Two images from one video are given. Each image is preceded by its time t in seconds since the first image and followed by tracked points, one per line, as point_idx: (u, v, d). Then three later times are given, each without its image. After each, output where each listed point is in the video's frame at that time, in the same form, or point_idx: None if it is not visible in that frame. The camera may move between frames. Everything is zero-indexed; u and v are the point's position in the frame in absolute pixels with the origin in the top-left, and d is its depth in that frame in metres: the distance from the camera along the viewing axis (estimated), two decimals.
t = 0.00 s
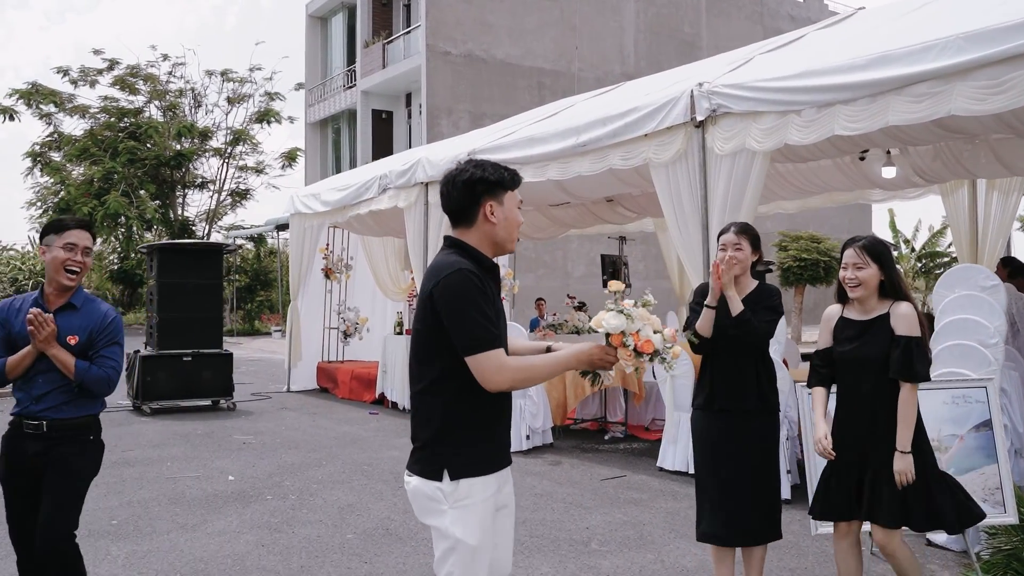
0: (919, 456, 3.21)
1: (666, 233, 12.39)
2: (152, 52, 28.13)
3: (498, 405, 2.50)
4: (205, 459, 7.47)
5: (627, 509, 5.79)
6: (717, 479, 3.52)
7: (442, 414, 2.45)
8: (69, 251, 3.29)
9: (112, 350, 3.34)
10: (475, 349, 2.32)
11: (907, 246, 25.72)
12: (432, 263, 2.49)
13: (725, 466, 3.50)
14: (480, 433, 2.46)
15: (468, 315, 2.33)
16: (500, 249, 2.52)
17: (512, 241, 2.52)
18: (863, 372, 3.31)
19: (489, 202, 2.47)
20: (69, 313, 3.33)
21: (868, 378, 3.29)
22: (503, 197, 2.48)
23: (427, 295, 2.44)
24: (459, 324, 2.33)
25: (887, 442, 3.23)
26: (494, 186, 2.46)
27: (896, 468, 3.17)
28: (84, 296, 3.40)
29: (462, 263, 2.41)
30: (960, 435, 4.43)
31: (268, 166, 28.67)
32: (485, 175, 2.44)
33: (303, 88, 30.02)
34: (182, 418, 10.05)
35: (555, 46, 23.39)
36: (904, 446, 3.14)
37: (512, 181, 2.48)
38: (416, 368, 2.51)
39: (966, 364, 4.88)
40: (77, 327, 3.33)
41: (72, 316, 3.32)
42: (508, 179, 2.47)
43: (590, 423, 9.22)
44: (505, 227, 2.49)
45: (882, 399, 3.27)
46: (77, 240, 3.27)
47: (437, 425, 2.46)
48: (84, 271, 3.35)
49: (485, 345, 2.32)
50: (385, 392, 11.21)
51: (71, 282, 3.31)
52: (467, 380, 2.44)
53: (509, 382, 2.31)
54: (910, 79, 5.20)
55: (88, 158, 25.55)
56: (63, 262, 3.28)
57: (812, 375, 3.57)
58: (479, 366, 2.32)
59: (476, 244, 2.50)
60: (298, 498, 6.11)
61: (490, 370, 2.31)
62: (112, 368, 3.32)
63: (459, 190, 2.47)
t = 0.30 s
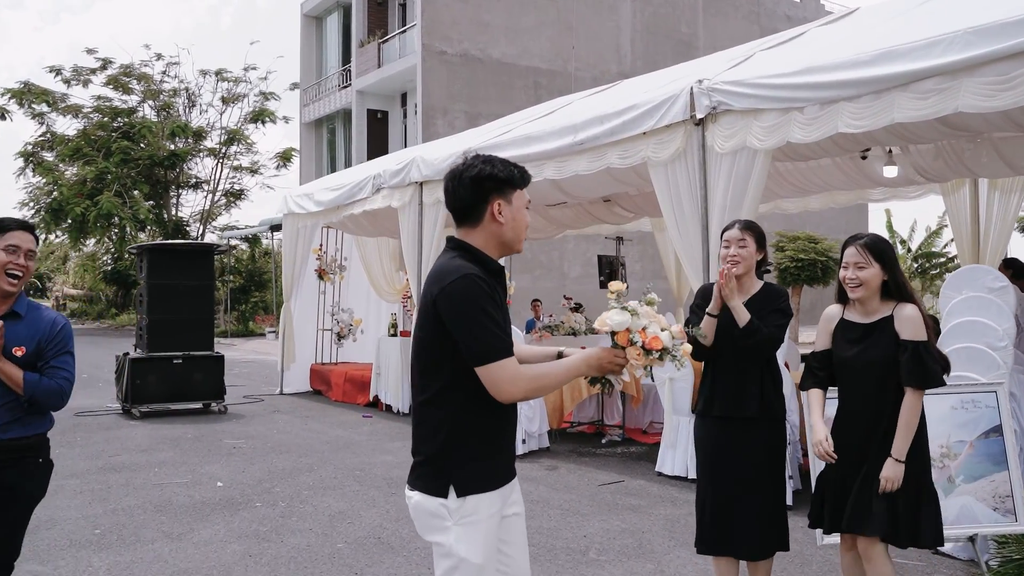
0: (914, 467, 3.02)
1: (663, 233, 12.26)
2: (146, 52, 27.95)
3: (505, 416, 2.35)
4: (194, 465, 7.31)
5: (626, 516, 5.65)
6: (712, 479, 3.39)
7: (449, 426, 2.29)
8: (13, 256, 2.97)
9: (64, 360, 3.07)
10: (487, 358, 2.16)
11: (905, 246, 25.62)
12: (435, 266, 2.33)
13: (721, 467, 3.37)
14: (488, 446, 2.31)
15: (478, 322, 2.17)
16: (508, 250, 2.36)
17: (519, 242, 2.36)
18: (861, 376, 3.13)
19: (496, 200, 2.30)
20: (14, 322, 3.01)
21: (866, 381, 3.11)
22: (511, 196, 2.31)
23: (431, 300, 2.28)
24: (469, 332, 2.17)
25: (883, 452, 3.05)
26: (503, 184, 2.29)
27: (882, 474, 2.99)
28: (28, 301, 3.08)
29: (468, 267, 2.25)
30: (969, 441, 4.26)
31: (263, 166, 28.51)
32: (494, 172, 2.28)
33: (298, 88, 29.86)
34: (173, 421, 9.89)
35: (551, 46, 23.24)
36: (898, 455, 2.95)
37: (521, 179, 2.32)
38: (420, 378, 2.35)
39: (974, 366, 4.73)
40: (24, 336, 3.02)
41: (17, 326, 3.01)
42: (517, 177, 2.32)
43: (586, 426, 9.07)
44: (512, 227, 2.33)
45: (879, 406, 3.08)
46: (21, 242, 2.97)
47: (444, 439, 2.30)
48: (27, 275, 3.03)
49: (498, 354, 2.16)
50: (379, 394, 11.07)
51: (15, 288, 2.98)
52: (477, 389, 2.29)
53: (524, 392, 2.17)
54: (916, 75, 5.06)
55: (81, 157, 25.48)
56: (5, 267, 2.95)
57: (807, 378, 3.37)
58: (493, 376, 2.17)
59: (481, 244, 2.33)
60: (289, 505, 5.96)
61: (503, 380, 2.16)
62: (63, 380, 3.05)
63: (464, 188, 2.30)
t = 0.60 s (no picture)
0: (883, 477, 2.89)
1: (629, 232, 12.15)
2: (104, 48, 27.39)
3: (491, 426, 2.19)
4: (147, 472, 7.05)
5: (592, 522, 5.51)
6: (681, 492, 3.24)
7: (432, 437, 2.13)
8: None
9: None
10: (478, 364, 2.00)
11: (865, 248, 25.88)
12: (416, 267, 2.16)
13: (691, 479, 3.22)
14: (473, 458, 2.16)
15: (463, 327, 2.01)
16: (494, 255, 2.20)
17: (506, 245, 2.21)
18: (833, 380, 3.00)
19: (483, 200, 2.15)
20: None
21: (836, 385, 2.98)
22: (499, 197, 2.16)
23: (414, 302, 2.11)
24: (459, 336, 2.01)
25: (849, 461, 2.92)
26: (491, 182, 2.14)
27: (848, 484, 2.86)
28: None
29: (454, 268, 2.09)
30: (943, 443, 4.16)
31: (225, 165, 28.09)
32: (484, 170, 2.13)
33: (261, 86, 29.46)
34: (127, 426, 9.59)
35: (517, 45, 23.10)
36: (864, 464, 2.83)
37: (512, 179, 2.18)
38: (401, 385, 2.18)
39: (945, 367, 4.65)
40: None
41: None
42: (507, 177, 2.17)
43: (550, 429, 8.92)
44: (499, 228, 2.17)
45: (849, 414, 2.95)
46: None
47: (427, 449, 2.13)
48: None
49: (488, 360, 2.01)
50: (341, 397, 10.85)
51: None
52: (465, 396, 2.12)
53: (515, 400, 2.01)
54: (888, 70, 4.96)
55: (37, 156, 24.94)
56: None
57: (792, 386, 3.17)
58: (483, 382, 2.01)
59: (466, 246, 2.17)
60: (245, 513, 5.73)
61: (493, 389, 2.01)
62: None
63: (450, 185, 2.15)
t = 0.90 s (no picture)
0: (847, 479, 2.78)
1: (576, 230, 12.06)
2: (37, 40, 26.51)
3: (475, 433, 2.10)
4: (76, 480, 6.73)
5: (539, 527, 5.37)
6: (627, 501, 3.10)
7: (412, 446, 2.03)
8: None
9: None
10: (463, 367, 1.91)
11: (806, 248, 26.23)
12: (397, 271, 2.07)
13: (639, 490, 3.07)
14: (454, 467, 2.05)
15: (448, 330, 1.92)
16: (474, 261, 2.10)
17: (489, 249, 2.10)
18: (795, 379, 2.88)
19: (464, 202, 2.05)
20: None
21: (798, 385, 2.86)
22: (482, 200, 2.06)
23: (395, 307, 2.01)
24: (441, 339, 1.92)
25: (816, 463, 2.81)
26: (475, 183, 2.04)
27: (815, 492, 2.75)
28: None
29: (435, 270, 2.01)
30: (897, 445, 4.09)
31: (164, 162, 27.41)
32: (469, 170, 2.04)
33: (201, 82, 28.80)
34: (57, 432, 9.20)
35: (463, 43, 22.89)
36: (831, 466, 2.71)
37: (497, 183, 2.08)
38: (380, 393, 2.08)
39: (898, 366, 4.61)
40: None
41: None
42: (494, 179, 2.07)
43: (498, 430, 8.76)
44: (479, 233, 2.08)
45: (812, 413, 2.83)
46: None
47: (408, 459, 2.03)
48: None
49: (472, 364, 1.91)
50: (282, 399, 10.57)
51: None
52: (450, 401, 2.03)
53: (505, 402, 1.90)
54: (840, 66, 4.89)
55: None
56: None
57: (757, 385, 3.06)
58: (467, 385, 1.91)
59: (447, 249, 2.08)
60: (178, 523, 5.48)
61: (481, 392, 1.91)
62: None
63: (432, 185, 2.06)
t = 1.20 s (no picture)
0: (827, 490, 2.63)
1: (527, 228, 11.88)
2: None
3: (472, 433, 2.09)
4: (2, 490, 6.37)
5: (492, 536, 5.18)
6: (571, 507, 2.95)
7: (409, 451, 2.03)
8: None
9: None
10: (463, 368, 1.90)
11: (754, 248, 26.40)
12: (399, 264, 2.05)
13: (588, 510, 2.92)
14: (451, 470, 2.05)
15: (451, 329, 1.91)
16: (477, 254, 2.08)
17: (492, 242, 2.09)
18: (774, 389, 2.73)
19: (468, 192, 2.03)
20: None
21: (778, 393, 2.72)
22: (487, 190, 2.04)
23: (395, 303, 2.00)
24: (443, 338, 1.90)
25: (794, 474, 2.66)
26: (479, 174, 2.03)
27: (795, 500, 2.57)
28: None
29: (438, 264, 1.98)
30: (861, 449, 3.95)
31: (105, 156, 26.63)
32: (473, 160, 2.02)
33: (144, 75, 28.05)
34: None
35: (413, 39, 22.60)
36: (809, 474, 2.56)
37: (503, 174, 2.06)
38: (378, 392, 2.07)
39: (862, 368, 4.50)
40: None
41: None
42: (498, 171, 2.05)
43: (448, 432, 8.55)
44: (484, 225, 2.06)
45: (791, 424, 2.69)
46: None
47: (406, 462, 2.03)
48: None
49: (473, 364, 1.90)
50: (225, 402, 10.23)
51: None
52: (448, 403, 2.03)
53: (503, 406, 1.89)
54: (801, 60, 4.78)
55: None
56: None
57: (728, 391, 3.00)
58: (467, 387, 1.90)
59: (449, 241, 2.06)
60: (109, 536, 5.18)
61: (482, 396, 1.89)
62: None
63: (437, 175, 2.03)
